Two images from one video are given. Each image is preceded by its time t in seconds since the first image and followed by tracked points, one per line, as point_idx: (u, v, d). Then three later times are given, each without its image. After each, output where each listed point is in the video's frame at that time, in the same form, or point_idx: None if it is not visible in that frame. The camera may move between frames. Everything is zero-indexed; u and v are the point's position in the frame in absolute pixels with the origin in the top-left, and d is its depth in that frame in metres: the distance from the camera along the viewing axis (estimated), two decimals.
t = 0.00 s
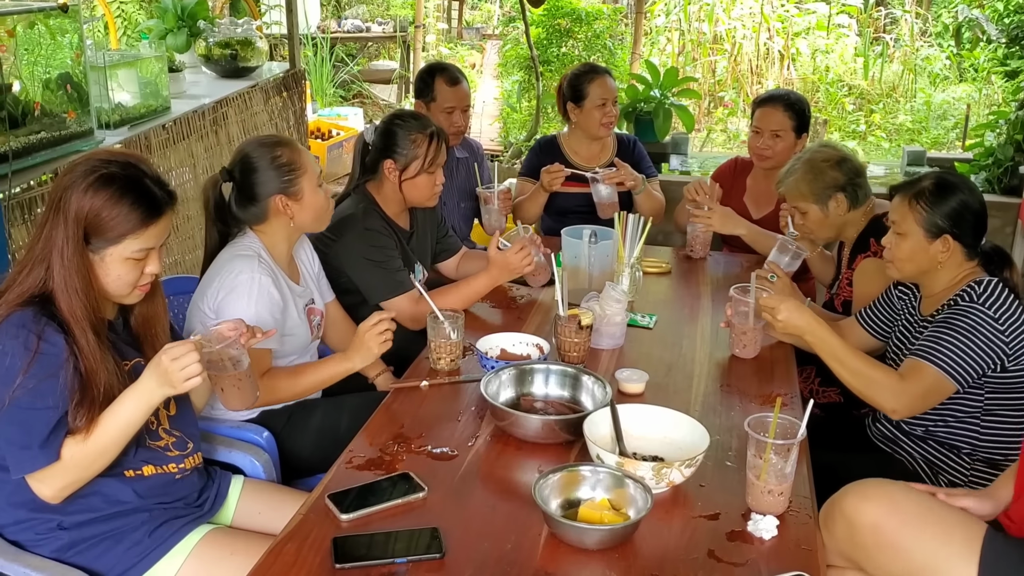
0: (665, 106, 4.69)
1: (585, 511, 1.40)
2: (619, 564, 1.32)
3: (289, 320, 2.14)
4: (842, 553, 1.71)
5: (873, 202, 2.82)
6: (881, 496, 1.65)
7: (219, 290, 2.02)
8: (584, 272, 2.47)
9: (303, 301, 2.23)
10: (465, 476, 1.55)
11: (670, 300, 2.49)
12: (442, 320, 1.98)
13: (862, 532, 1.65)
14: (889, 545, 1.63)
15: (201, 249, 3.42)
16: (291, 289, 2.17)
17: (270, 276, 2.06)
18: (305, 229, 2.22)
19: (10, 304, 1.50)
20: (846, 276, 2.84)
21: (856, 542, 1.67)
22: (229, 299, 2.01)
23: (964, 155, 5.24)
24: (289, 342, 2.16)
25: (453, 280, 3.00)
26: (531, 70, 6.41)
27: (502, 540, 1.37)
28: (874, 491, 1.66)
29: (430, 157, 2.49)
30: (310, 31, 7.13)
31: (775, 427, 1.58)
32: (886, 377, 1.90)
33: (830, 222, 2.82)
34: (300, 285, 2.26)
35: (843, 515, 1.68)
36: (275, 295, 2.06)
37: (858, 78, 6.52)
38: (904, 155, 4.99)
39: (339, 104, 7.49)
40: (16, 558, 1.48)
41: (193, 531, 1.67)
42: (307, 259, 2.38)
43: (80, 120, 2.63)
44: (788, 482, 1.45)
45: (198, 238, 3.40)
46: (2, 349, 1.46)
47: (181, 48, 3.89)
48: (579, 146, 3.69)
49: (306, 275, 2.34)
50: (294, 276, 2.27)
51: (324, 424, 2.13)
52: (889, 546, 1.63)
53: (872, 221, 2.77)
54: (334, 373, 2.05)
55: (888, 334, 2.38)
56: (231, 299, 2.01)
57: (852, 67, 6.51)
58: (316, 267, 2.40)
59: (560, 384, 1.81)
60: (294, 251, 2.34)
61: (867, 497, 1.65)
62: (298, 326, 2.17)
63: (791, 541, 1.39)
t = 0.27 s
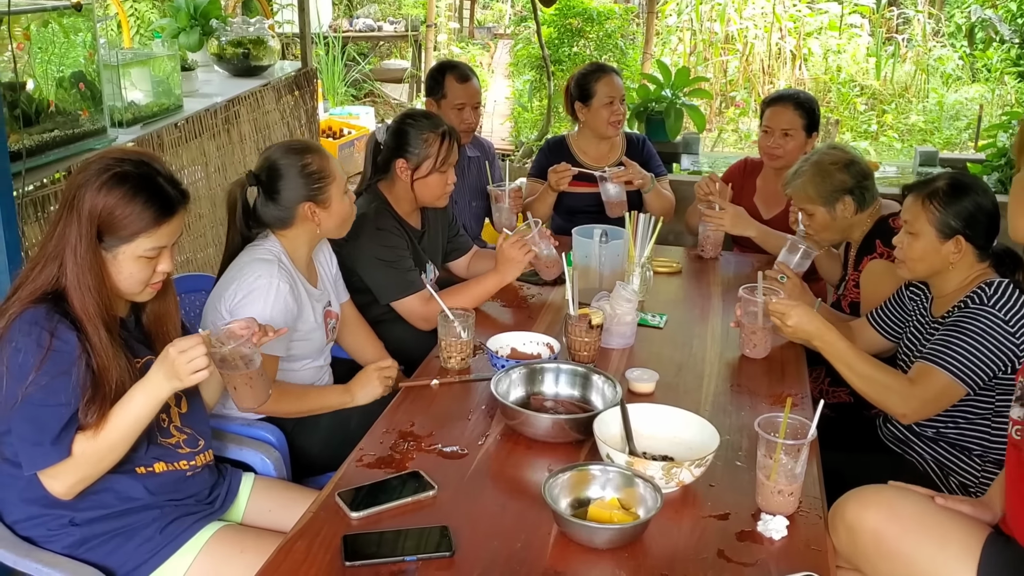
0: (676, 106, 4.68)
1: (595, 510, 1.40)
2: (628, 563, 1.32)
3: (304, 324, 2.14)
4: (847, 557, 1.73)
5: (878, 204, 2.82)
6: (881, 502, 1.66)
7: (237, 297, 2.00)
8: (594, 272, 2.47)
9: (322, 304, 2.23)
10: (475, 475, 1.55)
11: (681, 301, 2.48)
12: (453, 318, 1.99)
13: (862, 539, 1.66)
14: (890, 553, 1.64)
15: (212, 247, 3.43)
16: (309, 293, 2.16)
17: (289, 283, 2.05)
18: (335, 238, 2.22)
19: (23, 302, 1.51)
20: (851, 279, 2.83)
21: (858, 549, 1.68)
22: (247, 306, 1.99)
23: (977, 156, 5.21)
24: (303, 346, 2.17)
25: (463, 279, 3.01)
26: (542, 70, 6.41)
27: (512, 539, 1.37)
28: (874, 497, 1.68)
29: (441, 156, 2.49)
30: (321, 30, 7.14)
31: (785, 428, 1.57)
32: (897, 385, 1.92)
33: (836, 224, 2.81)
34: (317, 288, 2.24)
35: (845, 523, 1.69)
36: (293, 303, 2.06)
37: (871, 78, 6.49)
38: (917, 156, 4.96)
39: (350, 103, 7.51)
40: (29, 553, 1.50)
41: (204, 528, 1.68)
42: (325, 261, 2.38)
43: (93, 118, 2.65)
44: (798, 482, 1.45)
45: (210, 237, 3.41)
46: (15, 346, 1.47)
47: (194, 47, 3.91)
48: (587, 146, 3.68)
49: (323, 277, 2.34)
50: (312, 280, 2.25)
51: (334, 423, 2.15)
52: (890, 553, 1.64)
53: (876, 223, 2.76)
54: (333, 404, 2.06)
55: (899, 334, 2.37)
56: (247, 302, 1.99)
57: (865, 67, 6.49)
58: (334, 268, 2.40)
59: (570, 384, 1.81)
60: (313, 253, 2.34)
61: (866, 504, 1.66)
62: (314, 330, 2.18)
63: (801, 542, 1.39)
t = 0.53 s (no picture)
0: (678, 107, 4.68)
1: (597, 510, 1.40)
2: (630, 563, 1.33)
3: (312, 328, 2.15)
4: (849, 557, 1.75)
5: (881, 206, 2.83)
6: (881, 506, 1.67)
7: (246, 303, 2.00)
8: (597, 272, 2.48)
9: (331, 307, 2.23)
10: (477, 475, 1.56)
11: (683, 301, 2.48)
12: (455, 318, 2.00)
13: (863, 542, 1.67)
14: (890, 557, 1.65)
15: (215, 247, 3.44)
16: (317, 297, 2.16)
17: (298, 288, 2.05)
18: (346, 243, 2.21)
19: (28, 300, 1.52)
20: (852, 279, 2.85)
21: (859, 552, 1.70)
22: (256, 311, 1.99)
23: (979, 158, 5.21)
24: (311, 348, 2.17)
25: (466, 279, 3.01)
26: (545, 71, 6.42)
27: (514, 538, 1.38)
28: (873, 501, 1.68)
29: (446, 157, 2.49)
30: (324, 31, 7.15)
31: (786, 427, 1.58)
32: (897, 385, 1.92)
33: (840, 226, 2.81)
34: (326, 293, 2.25)
35: (846, 526, 1.70)
36: (302, 307, 2.06)
37: (872, 80, 6.50)
38: (918, 158, 4.97)
39: (352, 104, 7.52)
40: (33, 551, 1.50)
41: (207, 527, 1.68)
42: (336, 264, 2.39)
43: (97, 118, 2.66)
44: (800, 483, 1.45)
45: (213, 237, 3.42)
46: (21, 344, 1.48)
47: (197, 47, 3.92)
48: (590, 147, 3.69)
49: (333, 280, 2.35)
50: (321, 282, 2.26)
51: (337, 423, 2.16)
52: (890, 557, 1.65)
53: (879, 224, 2.77)
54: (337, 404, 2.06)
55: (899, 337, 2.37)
56: (255, 306, 1.99)
57: (867, 69, 6.49)
58: (344, 271, 2.42)
59: (572, 384, 1.81)
60: (325, 257, 2.35)
61: (864, 509, 1.67)
62: (322, 333, 2.18)
63: (803, 542, 1.40)
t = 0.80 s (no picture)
0: (680, 109, 4.69)
1: (598, 509, 1.41)
2: (631, 561, 1.33)
3: (316, 328, 2.15)
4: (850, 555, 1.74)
5: (889, 205, 2.83)
6: (883, 504, 1.66)
7: (252, 304, 2.00)
8: (598, 272, 2.48)
9: (336, 308, 2.24)
10: (479, 473, 1.56)
11: (684, 302, 2.49)
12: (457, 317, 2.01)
13: (865, 540, 1.67)
14: (891, 554, 1.64)
15: (217, 246, 3.45)
16: (321, 297, 2.16)
17: (302, 288, 2.05)
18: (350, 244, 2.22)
19: (35, 296, 1.53)
20: (858, 279, 2.85)
21: (861, 549, 1.69)
22: (260, 311, 1.99)
23: (979, 161, 5.22)
24: (315, 348, 2.17)
25: (468, 279, 3.02)
26: (547, 72, 6.43)
27: (516, 536, 1.38)
28: (876, 499, 1.68)
29: (448, 156, 2.50)
30: (326, 31, 7.16)
31: (785, 428, 1.59)
32: (898, 386, 1.93)
33: (848, 223, 2.82)
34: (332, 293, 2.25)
35: (848, 523, 1.70)
36: (307, 308, 2.06)
37: (874, 83, 6.50)
38: (919, 160, 4.98)
39: (354, 104, 7.53)
40: (37, 547, 1.51)
41: (210, 524, 1.69)
42: (339, 264, 2.39)
43: (100, 116, 2.66)
44: (800, 483, 1.46)
45: (215, 235, 3.43)
46: (29, 337, 1.49)
47: (200, 47, 3.92)
48: (594, 149, 3.69)
49: (337, 280, 2.34)
50: (326, 284, 2.25)
51: (339, 421, 2.17)
52: (891, 555, 1.64)
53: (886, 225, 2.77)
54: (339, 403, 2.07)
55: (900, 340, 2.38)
56: (260, 306, 2.00)
57: (868, 72, 6.50)
58: (347, 271, 2.41)
59: (573, 384, 1.82)
60: (330, 256, 2.35)
61: (866, 506, 1.66)
62: (326, 332, 2.18)
63: (803, 541, 1.40)
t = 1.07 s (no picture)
0: (681, 108, 4.69)
1: (599, 506, 1.41)
2: (632, 559, 1.34)
3: (316, 324, 2.15)
4: (853, 551, 1.74)
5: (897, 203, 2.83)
6: (886, 500, 1.66)
7: (249, 300, 2.01)
8: (600, 271, 2.48)
9: (334, 305, 2.24)
10: (480, 471, 1.57)
11: (685, 301, 2.49)
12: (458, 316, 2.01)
13: (867, 535, 1.67)
14: (893, 550, 1.64)
15: (219, 244, 3.46)
16: (319, 293, 2.17)
17: (300, 284, 2.06)
18: (343, 238, 2.23)
19: (40, 293, 1.53)
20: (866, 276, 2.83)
21: (863, 545, 1.68)
22: (258, 307, 2.00)
23: (980, 161, 5.22)
24: (315, 345, 2.18)
25: (469, 278, 3.02)
26: (548, 71, 6.43)
27: (517, 533, 1.39)
28: (879, 495, 1.68)
29: (450, 155, 2.50)
30: (328, 30, 7.17)
31: (785, 425, 1.59)
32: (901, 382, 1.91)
33: (858, 219, 2.82)
34: (329, 288, 2.26)
35: (850, 518, 1.70)
36: (304, 304, 2.06)
37: (875, 83, 6.50)
38: (921, 160, 4.98)
39: (356, 103, 7.53)
40: (39, 543, 1.51)
41: (212, 521, 1.70)
42: (338, 262, 2.39)
43: (102, 115, 2.67)
44: (800, 480, 1.46)
45: (216, 234, 3.43)
46: (34, 333, 1.49)
47: (202, 46, 3.93)
48: (597, 148, 3.70)
49: (335, 278, 2.34)
50: (323, 280, 2.26)
51: (340, 418, 2.18)
52: (893, 551, 1.64)
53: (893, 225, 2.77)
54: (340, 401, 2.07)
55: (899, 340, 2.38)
56: (257, 302, 2.00)
57: (870, 72, 6.51)
58: (346, 269, 2.42)
59: (575, 381, 1.83)
60: (327, 254, 2.35)
61: (869, 502, 1.66)
62: (326, 329, 2.18)
63: (803, 539, 1.40)
